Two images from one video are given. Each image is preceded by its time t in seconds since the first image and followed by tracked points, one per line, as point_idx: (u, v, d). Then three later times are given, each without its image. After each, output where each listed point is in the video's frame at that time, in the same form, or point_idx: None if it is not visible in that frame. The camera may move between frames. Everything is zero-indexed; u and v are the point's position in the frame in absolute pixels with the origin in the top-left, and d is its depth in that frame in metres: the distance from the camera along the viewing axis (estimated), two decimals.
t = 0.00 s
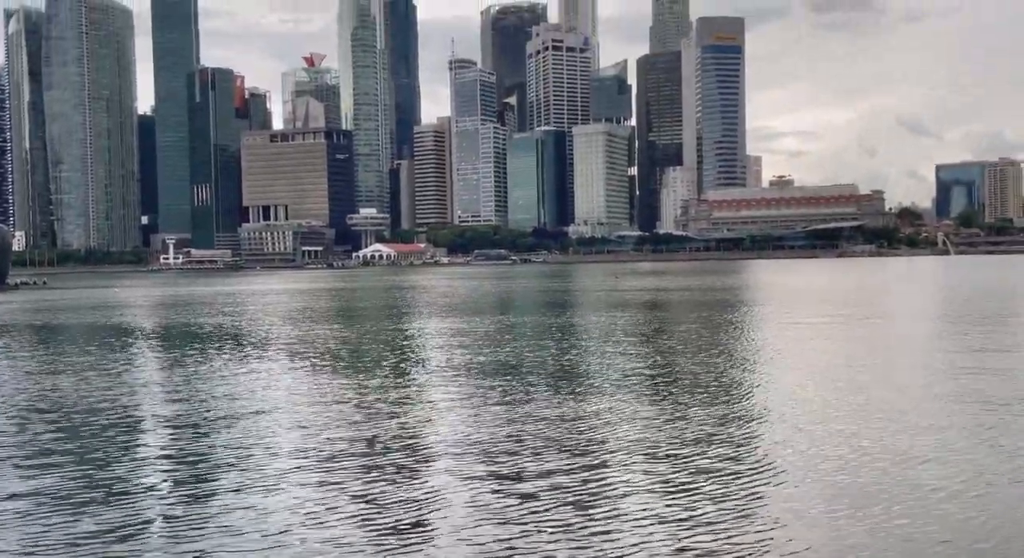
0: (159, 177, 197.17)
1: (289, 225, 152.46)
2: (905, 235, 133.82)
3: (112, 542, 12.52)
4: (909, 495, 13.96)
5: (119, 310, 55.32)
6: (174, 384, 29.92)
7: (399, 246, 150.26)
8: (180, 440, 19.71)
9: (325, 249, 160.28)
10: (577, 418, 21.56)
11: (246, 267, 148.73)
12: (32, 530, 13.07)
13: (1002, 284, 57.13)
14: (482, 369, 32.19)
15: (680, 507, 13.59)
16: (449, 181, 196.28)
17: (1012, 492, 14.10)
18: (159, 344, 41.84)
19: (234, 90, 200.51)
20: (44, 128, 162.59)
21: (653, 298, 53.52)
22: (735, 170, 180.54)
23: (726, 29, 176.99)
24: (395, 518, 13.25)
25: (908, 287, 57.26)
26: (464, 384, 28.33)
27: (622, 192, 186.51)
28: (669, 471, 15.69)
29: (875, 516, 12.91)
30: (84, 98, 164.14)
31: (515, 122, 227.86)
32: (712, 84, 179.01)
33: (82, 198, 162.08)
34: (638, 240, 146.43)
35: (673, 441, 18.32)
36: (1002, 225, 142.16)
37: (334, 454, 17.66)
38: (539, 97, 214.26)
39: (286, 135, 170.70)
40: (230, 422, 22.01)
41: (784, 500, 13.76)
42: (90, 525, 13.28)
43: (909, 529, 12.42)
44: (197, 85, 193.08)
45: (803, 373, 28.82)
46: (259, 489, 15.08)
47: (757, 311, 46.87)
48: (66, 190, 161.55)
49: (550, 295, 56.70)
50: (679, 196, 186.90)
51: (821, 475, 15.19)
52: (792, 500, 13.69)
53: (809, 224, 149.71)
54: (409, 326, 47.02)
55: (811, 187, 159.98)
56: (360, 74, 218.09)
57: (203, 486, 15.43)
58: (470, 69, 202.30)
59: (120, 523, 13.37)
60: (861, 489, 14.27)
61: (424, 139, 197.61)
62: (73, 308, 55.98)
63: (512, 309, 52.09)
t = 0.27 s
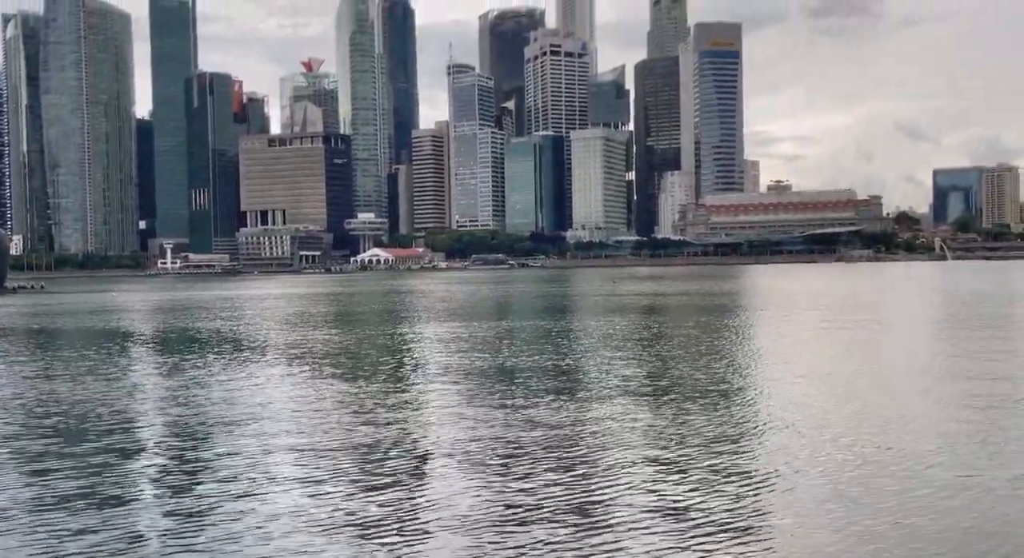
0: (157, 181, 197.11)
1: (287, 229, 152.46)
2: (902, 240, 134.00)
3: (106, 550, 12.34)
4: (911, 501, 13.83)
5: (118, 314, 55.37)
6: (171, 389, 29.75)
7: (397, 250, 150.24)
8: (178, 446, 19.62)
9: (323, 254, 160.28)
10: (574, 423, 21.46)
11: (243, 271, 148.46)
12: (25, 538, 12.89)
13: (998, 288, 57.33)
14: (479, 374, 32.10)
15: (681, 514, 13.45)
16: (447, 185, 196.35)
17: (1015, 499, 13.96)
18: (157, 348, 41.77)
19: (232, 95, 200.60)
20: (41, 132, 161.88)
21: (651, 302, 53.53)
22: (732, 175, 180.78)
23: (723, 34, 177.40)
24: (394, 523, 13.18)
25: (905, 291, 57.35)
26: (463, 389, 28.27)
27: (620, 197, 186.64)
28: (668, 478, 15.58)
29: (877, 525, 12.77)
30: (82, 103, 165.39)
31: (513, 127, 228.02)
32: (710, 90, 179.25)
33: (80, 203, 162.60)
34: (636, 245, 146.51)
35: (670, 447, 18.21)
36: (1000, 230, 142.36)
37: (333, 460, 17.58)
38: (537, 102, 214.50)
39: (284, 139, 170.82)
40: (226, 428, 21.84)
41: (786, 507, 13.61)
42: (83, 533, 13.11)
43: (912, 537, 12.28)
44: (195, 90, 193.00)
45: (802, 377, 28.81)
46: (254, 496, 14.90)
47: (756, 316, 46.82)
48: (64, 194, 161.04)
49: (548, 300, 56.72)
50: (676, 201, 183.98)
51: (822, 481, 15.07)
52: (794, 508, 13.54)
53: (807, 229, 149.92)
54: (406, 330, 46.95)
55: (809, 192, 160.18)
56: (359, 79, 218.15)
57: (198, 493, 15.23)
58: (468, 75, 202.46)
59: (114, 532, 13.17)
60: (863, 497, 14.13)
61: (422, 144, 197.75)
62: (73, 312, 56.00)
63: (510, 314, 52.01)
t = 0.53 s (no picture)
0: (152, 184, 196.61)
1: (283, 232, 152.16)
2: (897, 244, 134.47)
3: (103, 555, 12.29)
4: (903, 504, 13.92)
5: (111, 318, 54.89)
6: (166, 393, 29.65)
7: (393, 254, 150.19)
8: (175, 450, 19.53)
9: (318, 257, 160.04)
10: (568, 426, 21.53)
11: (239, 274, 148.29)
12: (21, 543, 12.84)
13: (995, 292, 57.49)
14: (475, 378, 32.13)
15: (676, 517, 13.49)
16: (443, 189, 196.23)
17: (1007, 503, 14.02)
18: (152, 352, 41.59)
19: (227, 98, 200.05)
20: (36, 135, 159.18)
21: (647, 306, 53.47)
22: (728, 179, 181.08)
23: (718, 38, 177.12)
24: (392, 529, 13.11)
25: (898, 294, 57.60)
26: (459, 393, 28.19)
27: (616, 201, 186.81)
28: (664, 482, 15.59)
29: (870, 529, 12.83)
30: (77, 105, 165.11)
31: (509, 131, 228.09)
32: (706, 94, 179.43)
33: (75, 205, 162.17)
34: (632, 249, 146.58)
35: (666, 450, 18.26)
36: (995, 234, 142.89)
37: (329, 464, 17.48)
38: (533, 106, 214.61)
39: (280, 143, 170.48)
40: (220, 432, 21.76)
41: (781, 510, 13.65)
42: (80, 537, 13.06)
43: (905, 541, 12.33)
44: (192, 91, 189.27)
45: (799, 381, 28.80)
46: (250, 500, 14.91)
47: (751, 321, 46.89)
48: (59, 197, 160.59)
49: (545, 303, 56.56)
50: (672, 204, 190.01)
51: (816, 484, 15.15)
52: (788, 512, 13.60)
53: (802, 233, 150.22)
54: (403, 334, 46.80)
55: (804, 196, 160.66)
56: (355, 82, 217.65)
57: (195, 497, 15.22)
58: (465, 78, 202.60)
59: (110, 536, 13.12)
60: (858, 500, 14.16)
61: (418, 147, 197.67)
62: (67, 316, 55.50)
63: (506, 317, 51.95)
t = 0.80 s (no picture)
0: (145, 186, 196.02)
1: (276, 234, 151.87)
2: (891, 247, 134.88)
3: None
4: (899, 509, 13.89)
5: (103, 321, 54.46)
6: (159, 396, 29.45)
7: (387, 256, 150.09)
8: (167, 453, 19.45)
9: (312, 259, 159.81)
10: (563, 429, 21.48)
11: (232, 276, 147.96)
12: (13, 547, 12.77)
13: (987, 296, 57.58)
14: (469, 380, 32.04)
15: (673, 522, 13.39)
16: (437, 191, 196.12)
17: (1006, 508, 13.96)
18: (145, 354, 41.41)
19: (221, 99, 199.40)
20: (29, 136, 160.05)
21: (640, 309, 53.48)
22: (722, 182, 181.45)
23: (712, 41, 177.85)
24: (385, 532, 13.08)
25: (891, 297, 57.78)
26: (452, 395, 28.18)
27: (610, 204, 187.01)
28: (660, 485, 15.49)
29: (871, 534, 12.74)
30: (70, 106, 164.88)
31: (503, 133, 228.18)
32: (700, 97, 179.65)
33: (68, 207, 161.63)
34: (626, 251, 146.73)
35: (662, 454, 18.18)
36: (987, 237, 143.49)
37: (322, 467, 17.43)
38: (527, 108, 214.74)
39: (274, 144, 170.16)
40: (213, 435, 21.59)
41: (780, 515, 13.55)
42: (71, 541, 13.00)
43: (906, 546, 12.24)
44: (184, 93, 192.82)
45: (792, 384, 28.87)
46: (244, 505, 14.72)
47: (745, 323, 46.91)
48: (52, 198, 160.10)
49: (539, 306, 56.47)
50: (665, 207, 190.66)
51: (814, 489, 15.06)
52: (787, 517, 13.49)
53: (795, 236, 150.62)
54: (397, 337, 46.67)
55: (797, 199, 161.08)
56: (349, 84, 216.68)
57: (187, 502, 15.02)
58: (459, 81, 202.75)
59: (102, 540, 13.07)
60: (857, 505, 14.08)
61: (412, 149, 197.56)
62: (58, 319, 55.16)
63: (500, 320, 51.83)
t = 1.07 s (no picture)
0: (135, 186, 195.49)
1: (267, 236, 151.56)
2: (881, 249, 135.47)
3: None
4: (884, 509, 14.00)
5: (93, 321, 54.45)
6: (150, 397, 29.39)
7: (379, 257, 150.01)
8: (154, 454, 19.41)
9: (304, 260, 159.53)
10: (555, 430, 21.54)
11: (223, 277, 147.66)
12: None
13: (978, 298, 57.78)
14: (460, 382, 32.06)
15: (665, 523, 13.43)
16: (429, 192, 196.14)
17: (995, 509, 14.08)
18: (134, 356, 41.33)
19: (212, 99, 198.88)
20: (18, 136, 159.56)
21: (630, 310, 53.66)
22: (713, 184, 181.89)
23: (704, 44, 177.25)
24: (373, 533, 13.06)
25: (882, 299, 58.06)
26: (442, 396, 28.24)
27: (602, 205, 187.25)
28: (652, 487, 15.54)
29: (863, 535, 12.81)
30: (60, 107, 164.72)
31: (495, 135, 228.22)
32: (691, 100, 179.98)
33: (57, 207, 161.14)
34: (617, 253, 146.99)
35: (653, 455, 18.25)
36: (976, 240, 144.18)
37: (310, 469, 17.40)
38: (519, 110, 214.91)
39: (265, 145, 169.88)
40: (204, 436, 21.52)
41: (771, 516, 13.63)
42: (59, 543, 12.96)
43: (892, 548, 12.31)
44: (175, 92, 189.40)
45: (779, 385, 29.03)
46: (235, 506, 14.72)
47: (734, 324, 47.14)
48: (41, 199, 159.62)
49: (530, 307, 56.68)
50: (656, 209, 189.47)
51: (805, 490, 15.13)
52: (778, 518, 13.55)
53: (786, 238, 151.13)
54: (389, 338, 46.63)
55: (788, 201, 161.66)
56: (342, 85, 213.78)
57: (178, 504, 14.99)
58: (451, 81, 201.97)
59: (88, 543, 13.01)
60: (848, 507, 14.15)
61: (404, 150, 197.55)
62: (48, 319, 55.28)
63: (492, 322, 51.84)
